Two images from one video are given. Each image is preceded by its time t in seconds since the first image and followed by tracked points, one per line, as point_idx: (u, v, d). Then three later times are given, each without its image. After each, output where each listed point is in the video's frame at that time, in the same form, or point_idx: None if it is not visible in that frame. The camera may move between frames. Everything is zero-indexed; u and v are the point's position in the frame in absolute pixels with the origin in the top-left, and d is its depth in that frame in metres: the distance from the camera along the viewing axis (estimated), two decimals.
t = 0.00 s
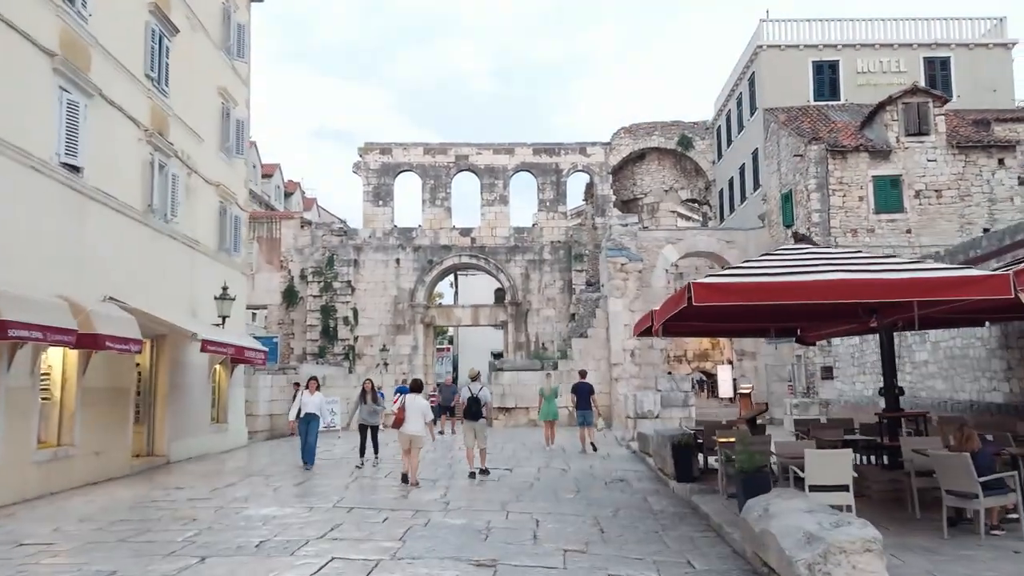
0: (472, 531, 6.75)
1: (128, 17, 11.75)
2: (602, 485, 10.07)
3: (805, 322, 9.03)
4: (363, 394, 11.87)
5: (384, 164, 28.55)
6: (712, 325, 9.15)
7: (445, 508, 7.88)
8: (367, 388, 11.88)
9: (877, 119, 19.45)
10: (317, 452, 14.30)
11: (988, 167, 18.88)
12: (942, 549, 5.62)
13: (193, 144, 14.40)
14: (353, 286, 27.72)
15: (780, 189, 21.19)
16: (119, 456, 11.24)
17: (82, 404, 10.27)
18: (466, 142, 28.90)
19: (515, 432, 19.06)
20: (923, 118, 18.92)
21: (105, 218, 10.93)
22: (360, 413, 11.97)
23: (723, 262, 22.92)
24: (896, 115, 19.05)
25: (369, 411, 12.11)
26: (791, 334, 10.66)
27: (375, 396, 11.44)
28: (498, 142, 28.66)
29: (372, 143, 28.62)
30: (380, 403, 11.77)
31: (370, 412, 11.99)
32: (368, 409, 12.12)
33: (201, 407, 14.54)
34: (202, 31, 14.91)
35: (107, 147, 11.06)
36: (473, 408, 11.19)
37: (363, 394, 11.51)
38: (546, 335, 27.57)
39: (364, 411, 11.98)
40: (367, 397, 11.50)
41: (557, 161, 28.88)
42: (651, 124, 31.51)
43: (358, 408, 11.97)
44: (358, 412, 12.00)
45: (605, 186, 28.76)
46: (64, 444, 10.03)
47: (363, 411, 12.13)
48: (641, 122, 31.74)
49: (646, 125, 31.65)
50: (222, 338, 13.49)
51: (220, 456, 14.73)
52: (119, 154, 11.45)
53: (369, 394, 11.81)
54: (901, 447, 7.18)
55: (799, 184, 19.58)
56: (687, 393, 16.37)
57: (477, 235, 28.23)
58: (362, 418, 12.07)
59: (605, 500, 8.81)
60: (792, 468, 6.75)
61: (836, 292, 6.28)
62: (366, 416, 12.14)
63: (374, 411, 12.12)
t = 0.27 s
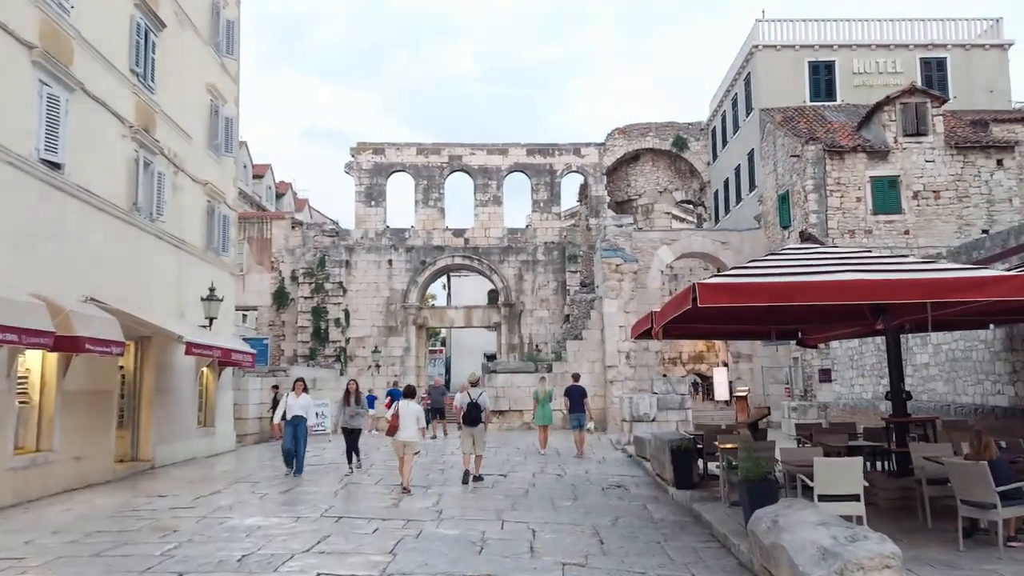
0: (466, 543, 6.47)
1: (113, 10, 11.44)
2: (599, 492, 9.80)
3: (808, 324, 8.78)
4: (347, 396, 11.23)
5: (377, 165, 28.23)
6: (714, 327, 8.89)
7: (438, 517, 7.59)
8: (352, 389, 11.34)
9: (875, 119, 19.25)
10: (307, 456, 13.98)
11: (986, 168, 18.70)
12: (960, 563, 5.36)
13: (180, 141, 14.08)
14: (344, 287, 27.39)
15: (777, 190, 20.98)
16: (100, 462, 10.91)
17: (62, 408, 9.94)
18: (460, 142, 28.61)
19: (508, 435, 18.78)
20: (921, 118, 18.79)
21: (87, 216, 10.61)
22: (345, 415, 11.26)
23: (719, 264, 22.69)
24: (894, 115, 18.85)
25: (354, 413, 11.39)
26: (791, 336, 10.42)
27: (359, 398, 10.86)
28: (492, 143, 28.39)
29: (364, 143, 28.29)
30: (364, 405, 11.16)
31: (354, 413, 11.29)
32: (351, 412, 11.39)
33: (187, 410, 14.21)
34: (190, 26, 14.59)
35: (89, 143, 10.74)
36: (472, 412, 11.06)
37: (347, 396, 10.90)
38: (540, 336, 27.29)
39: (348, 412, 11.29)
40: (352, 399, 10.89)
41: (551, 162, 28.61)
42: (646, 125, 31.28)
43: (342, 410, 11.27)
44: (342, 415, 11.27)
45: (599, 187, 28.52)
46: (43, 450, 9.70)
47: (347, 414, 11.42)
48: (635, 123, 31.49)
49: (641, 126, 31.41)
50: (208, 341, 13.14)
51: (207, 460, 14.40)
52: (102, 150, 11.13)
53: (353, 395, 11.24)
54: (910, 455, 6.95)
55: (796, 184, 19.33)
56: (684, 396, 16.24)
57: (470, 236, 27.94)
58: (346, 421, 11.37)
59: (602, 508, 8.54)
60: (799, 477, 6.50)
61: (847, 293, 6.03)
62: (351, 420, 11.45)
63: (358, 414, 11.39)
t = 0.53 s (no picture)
0: (453, 550, 6.20)
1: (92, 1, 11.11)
2: (591, 495, 9.56)
3: (805, 323, 8.55)
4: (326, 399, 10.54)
5: (365, 164, 27.91)
6: (709, 326, 8.65)
7: (424, 522, 7.33)
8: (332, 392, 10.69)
9: (868, 118, 19.09)
10: (291, 459, 13.68)
11: (979, 167, 18.58)
12: (970, 570, 5.14)
13: (163, 136, 13.74)
14: (332, 287, 27.05)
15: (769, 190, 20.78)
16: (77, 465, 10.59)
17: (36, 410, 9.61)
18: (449, 141, 28.33)
19: (498, 437, 18.50)
20: (914, 117, 18.61)
21: (63, 212, 10.28)
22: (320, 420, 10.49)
23: (711, 264, 22.49)
24: (887, 114, 18.68)
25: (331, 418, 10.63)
26: (786, 336, 10.21)
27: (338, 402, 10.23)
28: (481, 142, 28.13)
29: (352, 143, 27.96)
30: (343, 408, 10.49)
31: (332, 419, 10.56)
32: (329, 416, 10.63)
33: (169, 412, 13.88)
34: (173, 19, 14.26)
35: (66, 136, 10.42)
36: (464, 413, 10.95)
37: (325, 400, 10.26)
38: (530, 337, 27.02)
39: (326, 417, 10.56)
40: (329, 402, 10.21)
41: (541, 161, 28.37)
42: (636, 125, 31.09)
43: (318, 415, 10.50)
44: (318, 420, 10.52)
45: (590, 187, 28.30)
46: (15, 453, 9.37)
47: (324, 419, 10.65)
48: (626, 123, 31.29)
49: (631, 125, 31.21)
50: (190, 341, 12.77)
51: (189, 463, 14.08)
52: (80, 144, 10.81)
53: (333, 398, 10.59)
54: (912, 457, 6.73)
55: (788, 184, 19.15)
56: (676, 398, 16.00)
57: (459, 236, 27.66)
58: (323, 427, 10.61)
59: (595, 512, 8.29)
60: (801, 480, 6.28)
61: (850, 288, 5.80)
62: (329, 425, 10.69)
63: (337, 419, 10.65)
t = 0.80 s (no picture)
0: (442, 561, 5.92)
1: None
2: (584, 502, 9.29)
3: (804, 325, 8.33)
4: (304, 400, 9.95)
5: (353, 165, 27.60)
6: (707, 327, 8.41)
7: (412, 532, 7.04)
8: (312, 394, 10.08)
9: (860, 120, 18.95)
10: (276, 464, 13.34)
11: (973, 169, 18.47)
12: None
13: (145, 135, 13.42)
14: (320, 290, 26.71)
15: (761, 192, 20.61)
16: (53, 473, 10.25)
17: (9, 416, 9.29)
18: (439, 143, 28.07)
19: (487, 442, 18.22)
20: (907, 119, 18.49)
21: (39, 210, 9.96)
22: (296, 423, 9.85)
23: (702, 267, 22.29)
24: (880, 116, 18.53)
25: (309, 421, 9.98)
26: (782, 339, 9.98)
27: (317, 403, 9.68)
28: (471, 144, 27.89)
29: (340, 144, 27.65)
30: (323, 411, 9.93)
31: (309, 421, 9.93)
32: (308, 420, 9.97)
33: (150, 417, 13.53)
34: (156, 15, 13.94)
35: (42, 132, 10.10)
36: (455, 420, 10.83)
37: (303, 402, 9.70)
38: (520, 341, 26.74)
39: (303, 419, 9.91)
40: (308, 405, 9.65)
41: (532, 163, 28.15)
42: (627, 127, 30.91)
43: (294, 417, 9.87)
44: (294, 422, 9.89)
45: (580, 190, 28.09)
46: None
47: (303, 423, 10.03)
48: (616, 125, 31.11)
49: (622, 128, 31.03)
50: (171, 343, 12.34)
51: (171, 470, 13.73)
52: (57, 141, 10.48)
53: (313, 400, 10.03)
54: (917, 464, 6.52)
55: (781, 186, 18.98)
56: (668, 401, 15.72)
57: (449, 238, 27.39)
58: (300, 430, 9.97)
59: (588, 520, 8.03)
60: (805, 487, 6.04)
61: (857, 287, 5.58)
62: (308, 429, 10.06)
63: (316, 422, 10.02)
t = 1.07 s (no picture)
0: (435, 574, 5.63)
1: None
2: (581, 510, 9.01)
3: (808, 327, 8.07)
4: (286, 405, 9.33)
5: (345, 167, 27.29)
6: (710, 328, 8.17)
7: (403, 542, 6.75)
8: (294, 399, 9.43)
9: (858, 121, 18.75)
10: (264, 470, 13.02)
11: (971, 171, 18.31)
12: None
13: (130, 132, 13.11)
14: (311, 292, 26.37)
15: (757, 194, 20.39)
16: (33, 480, 9.90)
17: None
18: (431, 144, 27.79)
19: (480, 447, 17.93)
20: (905, 120, 18.33)
21: (19, 208, 9.63)
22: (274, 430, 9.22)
23: (698, 269, 22.05)
24: (878, 117, 18.34)
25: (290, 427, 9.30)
26: (783, 341, 9.73)
27: (299, 409, 9.11)
28: (464, 145, 27.62)
29: (332, 145, 27.33)
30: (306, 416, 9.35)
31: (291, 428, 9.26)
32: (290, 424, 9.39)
33: (135, 422, 13.18)
34: (142, 10, 13.62)
35: (21, 127, 9.76)
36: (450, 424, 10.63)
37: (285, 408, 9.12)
38: (513, 344, 26.44)
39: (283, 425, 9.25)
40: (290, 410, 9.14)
41: (525, 165, 27.89)
42: (621, 129, 30.68)
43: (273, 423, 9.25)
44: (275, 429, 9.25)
45: (574, 192, 27.85)
46: None
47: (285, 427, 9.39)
48: (610, 127, 30.88)
49: (616, 130, 30.80)
50: (155, 346, 11.94)
51: (156, 475, 13.39)
52: (37, 136, 10.15)
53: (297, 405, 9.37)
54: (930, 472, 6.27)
55: (778, 187, 18.78)
56: (664, 406, 15.44)
57: (441, 241, 27.09)
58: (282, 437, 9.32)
59: (586, 529, 7.74)
60: (815, 495, 5.78)
61: (874, 286, 5.33)
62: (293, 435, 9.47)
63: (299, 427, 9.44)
